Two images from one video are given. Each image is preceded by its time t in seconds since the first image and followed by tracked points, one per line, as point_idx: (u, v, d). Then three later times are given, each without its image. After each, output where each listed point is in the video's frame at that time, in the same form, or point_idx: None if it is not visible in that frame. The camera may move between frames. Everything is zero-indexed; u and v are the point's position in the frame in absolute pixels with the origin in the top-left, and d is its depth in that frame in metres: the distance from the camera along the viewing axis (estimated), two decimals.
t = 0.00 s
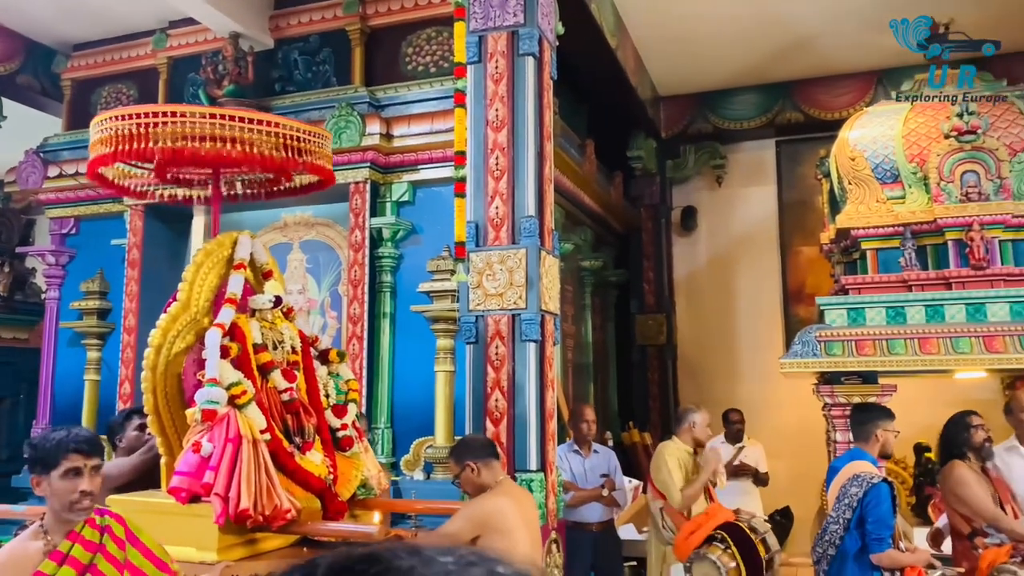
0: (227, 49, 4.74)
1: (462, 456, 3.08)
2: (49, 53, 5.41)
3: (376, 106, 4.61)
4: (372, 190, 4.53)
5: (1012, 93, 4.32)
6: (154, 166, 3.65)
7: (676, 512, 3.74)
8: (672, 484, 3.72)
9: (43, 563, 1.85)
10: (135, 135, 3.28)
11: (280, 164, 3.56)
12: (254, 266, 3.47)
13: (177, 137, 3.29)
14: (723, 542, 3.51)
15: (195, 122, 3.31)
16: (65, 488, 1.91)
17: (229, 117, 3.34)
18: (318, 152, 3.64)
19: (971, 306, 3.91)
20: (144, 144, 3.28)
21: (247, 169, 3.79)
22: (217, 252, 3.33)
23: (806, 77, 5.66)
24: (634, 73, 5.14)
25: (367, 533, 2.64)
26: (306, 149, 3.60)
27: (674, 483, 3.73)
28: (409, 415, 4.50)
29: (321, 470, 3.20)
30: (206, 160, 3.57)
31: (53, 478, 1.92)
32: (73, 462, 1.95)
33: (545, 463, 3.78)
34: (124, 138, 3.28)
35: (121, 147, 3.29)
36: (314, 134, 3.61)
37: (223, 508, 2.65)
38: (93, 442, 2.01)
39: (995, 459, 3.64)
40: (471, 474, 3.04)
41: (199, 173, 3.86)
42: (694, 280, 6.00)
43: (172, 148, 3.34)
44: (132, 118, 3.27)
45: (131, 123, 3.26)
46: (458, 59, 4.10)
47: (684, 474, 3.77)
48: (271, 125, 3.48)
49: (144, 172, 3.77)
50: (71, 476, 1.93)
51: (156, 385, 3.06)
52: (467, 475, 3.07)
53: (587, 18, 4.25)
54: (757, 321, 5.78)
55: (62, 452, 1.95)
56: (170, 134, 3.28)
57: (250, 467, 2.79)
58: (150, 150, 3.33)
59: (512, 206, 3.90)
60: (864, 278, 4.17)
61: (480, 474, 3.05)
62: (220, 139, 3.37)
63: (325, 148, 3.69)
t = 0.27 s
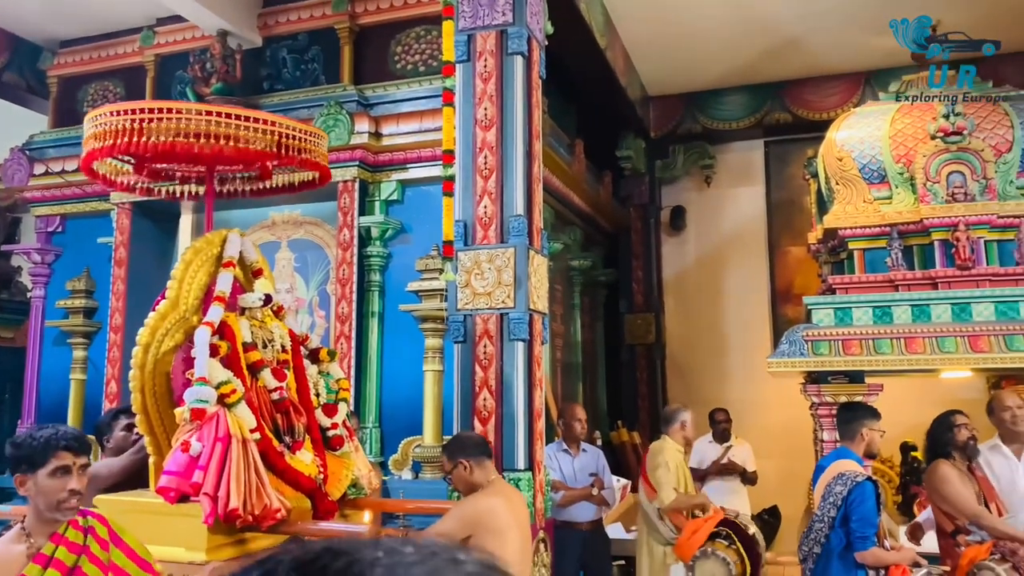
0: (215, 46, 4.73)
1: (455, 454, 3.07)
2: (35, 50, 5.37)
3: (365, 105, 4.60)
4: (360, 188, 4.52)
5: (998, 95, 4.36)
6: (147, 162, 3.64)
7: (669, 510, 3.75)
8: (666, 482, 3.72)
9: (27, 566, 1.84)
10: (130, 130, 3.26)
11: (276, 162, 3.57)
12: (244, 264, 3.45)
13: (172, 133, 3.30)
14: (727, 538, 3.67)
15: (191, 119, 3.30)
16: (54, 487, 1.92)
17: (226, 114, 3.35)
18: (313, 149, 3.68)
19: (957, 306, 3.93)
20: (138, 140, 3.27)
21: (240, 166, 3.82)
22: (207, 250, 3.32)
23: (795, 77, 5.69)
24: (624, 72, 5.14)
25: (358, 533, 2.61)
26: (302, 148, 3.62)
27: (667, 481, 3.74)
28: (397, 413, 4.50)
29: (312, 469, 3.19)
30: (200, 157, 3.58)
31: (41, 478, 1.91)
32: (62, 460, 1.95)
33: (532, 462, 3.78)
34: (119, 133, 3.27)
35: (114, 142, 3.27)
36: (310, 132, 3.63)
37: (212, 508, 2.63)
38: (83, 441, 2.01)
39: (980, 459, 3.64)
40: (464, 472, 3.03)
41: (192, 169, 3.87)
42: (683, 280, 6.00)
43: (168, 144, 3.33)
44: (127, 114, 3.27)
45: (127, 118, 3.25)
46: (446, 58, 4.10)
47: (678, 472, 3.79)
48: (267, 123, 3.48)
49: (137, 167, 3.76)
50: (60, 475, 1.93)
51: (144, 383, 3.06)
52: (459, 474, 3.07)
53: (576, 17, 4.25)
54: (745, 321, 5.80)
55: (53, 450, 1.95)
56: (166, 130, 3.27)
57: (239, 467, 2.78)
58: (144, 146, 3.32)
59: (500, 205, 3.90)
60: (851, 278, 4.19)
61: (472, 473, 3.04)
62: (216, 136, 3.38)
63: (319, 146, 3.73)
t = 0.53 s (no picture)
0: (202, 43, 4.71)
1: (453, 445, 3.03)
2: (20, 46, 5.34)
3: (353, 103, 4.60)
4: (348, 186, 4.51)
5: (981, 95, 4.40)
6: (135, 160, 3.62)
7: (670, 509, 3.71)
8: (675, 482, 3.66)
9: (8, 568, 1.82)
10: (120, 127, 3.25)
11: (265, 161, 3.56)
12: (231, 262, 3.44)
13: (162, 131, 3.28)
14: (725, 530, 3.81)
15: (181, 116, 3.29)
16: (37, 488, 1.89)
17: (217, 112, 3.35)
18: (304, 148, 3.69)
19: (940, 305, 3.97)
20: (127, 138, 3.26)
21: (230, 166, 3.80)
22: (194, 247, 3.30)
23: (782, 78, 5.71)
24: (612, 71, 5.16)
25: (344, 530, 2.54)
26: (293, 147, 3.63)
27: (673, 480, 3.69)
28: (384, 412, 4.49)
29: (299, 467, 3.18)
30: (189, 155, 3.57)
31: (23, 479, 1.88)
32: (46, 461, 1.93)
33: (519, 461, 3.78)
34: (108, 130, 3.25)
35: (103, 139, 3.25)
36: (300, 131, 3.64)
37: (199, 506, 2.63)
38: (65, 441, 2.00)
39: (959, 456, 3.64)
40: (456, 465, 3.01)
41: (182, 167, 3.85)
42: (671, 279, 6.02)
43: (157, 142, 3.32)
44: (115, 110, 3.25)
45: (116, 115, 3.23)
46: (433, 56, 4.09)
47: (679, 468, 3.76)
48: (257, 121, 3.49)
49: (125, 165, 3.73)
50: (44, 475, 1.91)
51: (130, 380, 3.06)
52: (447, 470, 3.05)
53: (564, 16, 4.26)
54: (732, 320, 5.82)
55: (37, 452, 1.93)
56: (157, 127, 3.27)
57: (227, 464, 2.79)
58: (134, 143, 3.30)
59: (488, 203, 3.90)
60: (836, 277, 4.22)
61: (464, 468, 3.02)
62: (206, 134, 3.36)
63: (310, 146, 3.74)
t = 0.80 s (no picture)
0: (188, 40, 4.70)
1: (443, 437, 3.00)
2: (4, 42, 5.30)
3: (339, 100, 4.59)
4: (334, 184, 4.51)
5: (964, 96, 4.42)
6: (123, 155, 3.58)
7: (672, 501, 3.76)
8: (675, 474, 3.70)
9: None
10: (109, 121, 3.23)
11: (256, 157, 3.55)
12: (215, 258, 3.45)
13: (152, 126, 3.26)
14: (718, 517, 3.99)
15: (171, 111, 3.27)
16: (20, 484, 1.86)
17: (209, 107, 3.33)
18: (294, 146, 3.69)
19: (923, 304, 4.00)
20: (117, 132, 3.23)
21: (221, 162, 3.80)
22: (178, 243, 3.30)
23: (768, 78, 5.75)
24: (599, 70, 5.17)
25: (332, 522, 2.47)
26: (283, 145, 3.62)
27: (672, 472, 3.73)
28: (371, 410, 4.48)
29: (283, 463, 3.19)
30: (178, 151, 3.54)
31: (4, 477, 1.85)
32: (25, 459, 1.89)
33: (505, 457, 3.79)
34: (97, 124, 3.23)
35: (92, 133, 3.22)
36: (289, 128, 3.63)
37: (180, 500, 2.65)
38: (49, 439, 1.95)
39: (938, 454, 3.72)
40: (443, 459, 2.98)
41: (170, 163, 3.82)
42: (657, 278, 6.04)
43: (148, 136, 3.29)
44: (104, 105, 3.22)
45: (105, 109, 3.20)
46: (419, 53, 4.09)
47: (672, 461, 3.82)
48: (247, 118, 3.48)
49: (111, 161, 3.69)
50: (24, 471, 1.87)
51: (113, 377, 3.03)
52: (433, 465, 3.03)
53: (551, 15, 4.27)
54: (718, 319, 5.85)
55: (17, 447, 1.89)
56: (148, 122, 3.24)
57: (211, 458, 2.80)
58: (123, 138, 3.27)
59: (474, 201, 3.91)
60: (820, 275, 4.25)
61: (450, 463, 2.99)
62: (197, 130, 3.34)
63: (299, 143, 3.73)
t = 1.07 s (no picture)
0: (171, 32, 4.67)
1: (430, 424, 2.98)
2: None
3: (324, 93, 4.59)
4: (318, 177, 4.51)
5: (945, 93, 4.43)
6: (107, 147, 3.56)
7: (675, 495, 3.83)
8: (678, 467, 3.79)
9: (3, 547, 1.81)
10: (92, 111, 3.20)
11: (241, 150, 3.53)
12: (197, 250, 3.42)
13: (137, 117, 3.24)
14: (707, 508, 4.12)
15: (156, 103, 3.25)
16: None
17: (194, 99, 3.31)
18: (281, 140, 3.67)
19: (903, 298, 4.04)
20: (101, 123, 3.20)
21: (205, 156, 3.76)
22: (159, 234, 3.29)
23: (753, 74, 5.78)
24: (585, 64, 5.18)
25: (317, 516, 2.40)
26: (269, 138, 3.60)
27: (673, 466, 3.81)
28: (355, 404, 4.47)
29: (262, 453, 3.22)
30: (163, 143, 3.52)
31: None
32: None
33: (488, 450, 3.79)
34: (81, 114, 3.19)
35: (75, 123, 3.19)
36: (276, 121, 3.62)
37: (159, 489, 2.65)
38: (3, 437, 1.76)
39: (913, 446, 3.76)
40: (425, 448, 2.94)
41: (155, 156, 3.80)
42: (643, 273, 6.06)
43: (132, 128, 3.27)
44: (88, 94, 3.20)
45: (89, 99, 3.18)
46: (403, 45, 4.08)
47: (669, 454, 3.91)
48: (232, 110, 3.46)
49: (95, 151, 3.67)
50: None
51: (93, 367, 2.99)
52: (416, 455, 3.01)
53: (536, 9, 4.28)
54: (702, 314, 5.88)
55: None
56: (133, 113, 3.22)
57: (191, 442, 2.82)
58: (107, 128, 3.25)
59: (458, 194, 3.91)
60: (802, 270, 4.29)
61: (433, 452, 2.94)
62: (181, 122, 3.33)
63: (286, 137, 3.71)
